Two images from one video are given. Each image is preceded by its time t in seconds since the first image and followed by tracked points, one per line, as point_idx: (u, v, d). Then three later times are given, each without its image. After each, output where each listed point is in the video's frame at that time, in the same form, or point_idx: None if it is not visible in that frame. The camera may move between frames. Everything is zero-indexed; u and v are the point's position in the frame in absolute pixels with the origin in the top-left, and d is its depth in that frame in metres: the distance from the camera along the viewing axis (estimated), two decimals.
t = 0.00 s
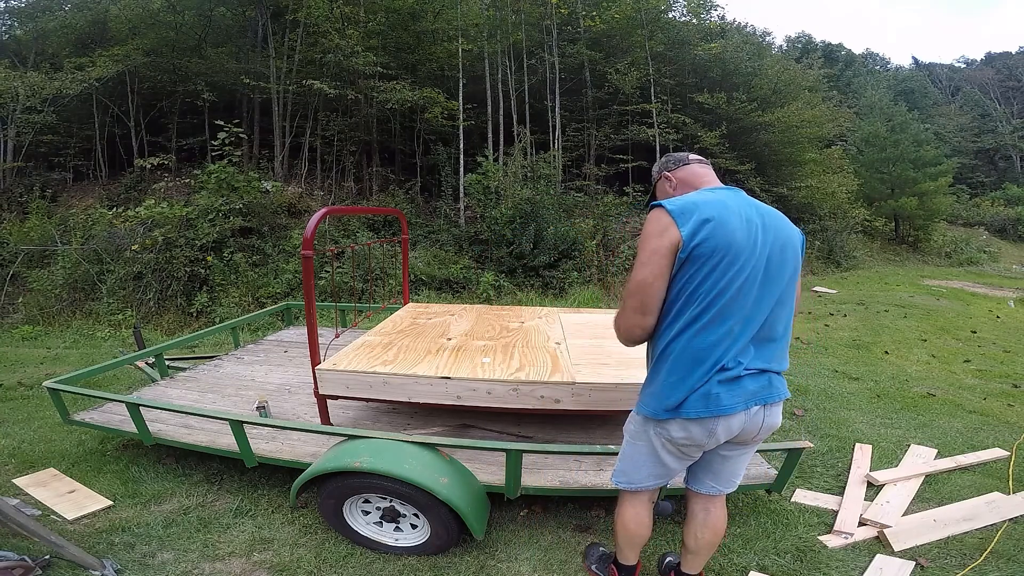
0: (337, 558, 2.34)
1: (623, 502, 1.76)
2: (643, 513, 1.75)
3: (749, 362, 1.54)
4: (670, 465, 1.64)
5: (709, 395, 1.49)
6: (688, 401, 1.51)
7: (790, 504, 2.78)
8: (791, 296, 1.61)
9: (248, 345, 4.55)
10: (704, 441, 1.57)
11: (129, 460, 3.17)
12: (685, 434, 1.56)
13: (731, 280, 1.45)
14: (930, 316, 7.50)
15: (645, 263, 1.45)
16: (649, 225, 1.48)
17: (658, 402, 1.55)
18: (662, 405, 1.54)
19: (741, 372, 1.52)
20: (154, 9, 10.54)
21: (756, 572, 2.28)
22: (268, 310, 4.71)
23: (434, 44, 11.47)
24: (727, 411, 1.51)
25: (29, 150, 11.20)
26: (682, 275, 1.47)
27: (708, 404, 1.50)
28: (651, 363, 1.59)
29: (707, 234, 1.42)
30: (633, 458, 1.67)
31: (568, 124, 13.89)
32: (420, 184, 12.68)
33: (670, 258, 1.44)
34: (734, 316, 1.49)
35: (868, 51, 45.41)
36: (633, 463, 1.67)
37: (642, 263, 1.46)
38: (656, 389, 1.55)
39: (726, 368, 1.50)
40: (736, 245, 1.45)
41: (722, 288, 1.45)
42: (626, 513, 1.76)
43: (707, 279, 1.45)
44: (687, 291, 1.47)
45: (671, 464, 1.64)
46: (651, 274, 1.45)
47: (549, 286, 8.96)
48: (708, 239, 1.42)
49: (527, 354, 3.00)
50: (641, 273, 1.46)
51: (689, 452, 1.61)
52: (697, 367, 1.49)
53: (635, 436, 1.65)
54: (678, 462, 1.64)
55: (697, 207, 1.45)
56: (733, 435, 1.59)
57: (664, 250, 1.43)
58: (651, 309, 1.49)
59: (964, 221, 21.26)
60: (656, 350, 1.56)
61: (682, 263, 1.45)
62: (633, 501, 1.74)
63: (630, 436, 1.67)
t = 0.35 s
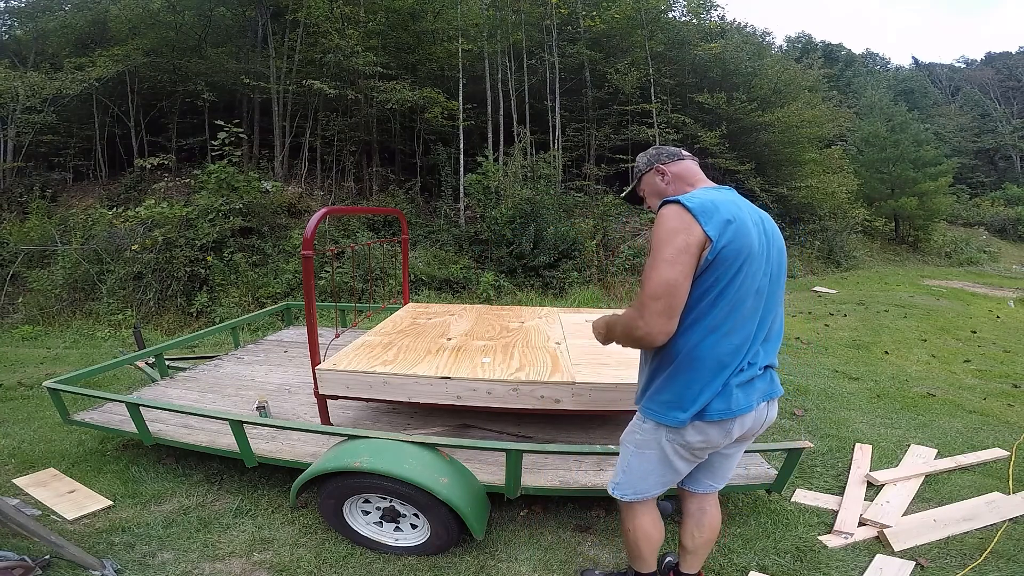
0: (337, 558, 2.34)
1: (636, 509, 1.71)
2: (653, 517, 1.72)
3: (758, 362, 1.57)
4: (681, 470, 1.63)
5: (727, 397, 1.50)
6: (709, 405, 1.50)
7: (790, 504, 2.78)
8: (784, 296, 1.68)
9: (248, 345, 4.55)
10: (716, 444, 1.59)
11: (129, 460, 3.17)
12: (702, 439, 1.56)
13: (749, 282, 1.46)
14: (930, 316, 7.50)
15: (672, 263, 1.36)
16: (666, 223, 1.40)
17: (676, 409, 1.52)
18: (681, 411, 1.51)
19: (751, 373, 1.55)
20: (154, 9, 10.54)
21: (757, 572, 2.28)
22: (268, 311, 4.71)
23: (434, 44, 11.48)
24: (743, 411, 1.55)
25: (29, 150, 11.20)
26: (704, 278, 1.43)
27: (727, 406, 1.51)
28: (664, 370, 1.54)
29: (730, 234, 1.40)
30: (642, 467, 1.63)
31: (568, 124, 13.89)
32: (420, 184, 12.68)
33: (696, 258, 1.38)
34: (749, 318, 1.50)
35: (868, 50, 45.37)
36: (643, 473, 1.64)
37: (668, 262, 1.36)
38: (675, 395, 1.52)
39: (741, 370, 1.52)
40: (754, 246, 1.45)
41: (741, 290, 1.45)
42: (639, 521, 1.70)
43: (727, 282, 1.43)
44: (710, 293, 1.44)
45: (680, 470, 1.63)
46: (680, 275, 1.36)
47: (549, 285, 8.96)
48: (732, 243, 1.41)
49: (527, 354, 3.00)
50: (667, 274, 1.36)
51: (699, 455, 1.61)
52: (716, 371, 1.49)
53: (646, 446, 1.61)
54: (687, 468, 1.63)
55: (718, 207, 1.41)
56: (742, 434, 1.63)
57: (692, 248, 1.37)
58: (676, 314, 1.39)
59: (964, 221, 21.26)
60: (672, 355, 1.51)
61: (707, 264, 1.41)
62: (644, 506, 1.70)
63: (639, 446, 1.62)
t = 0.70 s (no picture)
0: (337, 558, 2.34)
1: (642, 520, 1.67)
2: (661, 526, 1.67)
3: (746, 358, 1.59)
4: (683, 474, 1.62)
5: (724, 396, 1.51)
6: (707, 407, 1.50)
7: (790, 504, 2.78)
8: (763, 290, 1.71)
9: (248, 345, 4.55)
10: (714, 443, 1.59)
11: (129, 460, 3.17)
12: (701, 439, 1.56)
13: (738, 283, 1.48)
14: (930, 316, 7.50)
15: (668, 270, 1.33)
16: (657, 227, 1.36)
17: (676, 413, 1.50)
18: (681, 415, 1.50)
19: (742, 370, 1.57)
20: (154, 9, 10.54)
21: (756, 572, 2.28)
22: (268, 311, 4.71)
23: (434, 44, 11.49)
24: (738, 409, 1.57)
25: (29, 150, 11.20)
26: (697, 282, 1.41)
27: (724, 407, 1.52)
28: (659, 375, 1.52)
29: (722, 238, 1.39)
30: (645, 473, 1.60)
31: (568, 124, 13.88)
32: (420, 184, 12.67)
33: (691, 263, 1.36)
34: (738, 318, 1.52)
35: (868, 50, 45.35)
36: (646, 479, 1.60)
37: (663, 271, 1.33)
38: (674, 400, 1.50)
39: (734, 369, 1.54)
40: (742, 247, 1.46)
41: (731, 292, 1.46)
42: (647, 532, 1.66)
43: (720, 284, 1.43)
44: (704, 296, 1.43)
45: (682, 473, 1.62)
46: (677, 283, 1.33)
47: (549, 286, 8.96)
48: (722, 245, 1.40)
49: (527, 354, 3.00)
50: (664, 283, 1.32)
51: (698, 456, 1.61)
52: (713, 372, 1.49)
53: (646, 451, 1.58)
54: (688, 470, 1.62)
55: (708, 209, 1.39)
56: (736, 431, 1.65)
57: (686, 253, 1.34)
58: (675, 322, 1.36)
59: (963, 221, 21.26)
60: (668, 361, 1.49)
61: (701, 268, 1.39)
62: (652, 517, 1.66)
63: (639, 452, 1.59)
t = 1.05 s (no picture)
0: (337, 558, 2.34)
1: (635, 522, 1.66)
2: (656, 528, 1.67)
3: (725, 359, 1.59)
4: (668, 475, 1.61)
5: (702, 400, 1.51)
6: (685, 411, 1.50)
7: (790, 504, 2.78)
8: (745, 290, 1.70)
9: (248, 345, 4.55)
10: (695, 445, 1.59)
11: (129, 460, 3.17)
12: (682, 441, 1.56)
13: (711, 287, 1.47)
14: (930, 316, 7.49)
15: (634, 277, 1.32)
16: (623, 233, 1.36)
17: (655, 416, 1.51)
18: (660, 419, 1.50)
19: (720, 374, 1.57)
20: (154, 9, 10.54)
21: (756, 572, 2.28)
22: (268, 311, 4.71)
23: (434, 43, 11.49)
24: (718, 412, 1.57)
25: (29, 150, 11.20)
26: (666, 287, 1.40)
27: (702, 410, 1.52)
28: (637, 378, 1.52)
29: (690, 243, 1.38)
30: (630, 474, 1.60)
31: (568, 124, 13.88)
32: (420, 184, 12.67)
33: (657, 269, 1.35)
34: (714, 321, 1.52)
35: (868, 50, 45.32)
36: (632, 479, 1.61)
37: (628, 277, 1.32)
38: (652, 404, 1.51)
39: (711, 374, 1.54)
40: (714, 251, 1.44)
41: (704, 296, 1.45)
42: (642, 533, 1.65)
43: (693, 287, 1.42)
44: (676, 301, 1.43)
45: (667, 474, 1.62)
46: (642, 289, 1.32)
47: (549, 285, 8.96)
48: (691, 249, 1.38)
49: (527, 354, 3.00)
50: (629, 289, 1.32)
51: (681, 458, 1.60)
52: (689, 375, 1.49)
53: (629, 452, 1.59)
54: (675, 470, 1.62)
55: (675, 212, 1.37)
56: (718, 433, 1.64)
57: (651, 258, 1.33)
58: (644, 328, 1.36)
59: (964, 221, 21.26)
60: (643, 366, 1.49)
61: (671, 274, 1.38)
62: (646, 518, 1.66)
63: (624, 454, 1.60)
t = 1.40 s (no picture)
0: (337, 558, 2.34)
1: (631, 525, 1.66)
2: (653, 529, 1.67)
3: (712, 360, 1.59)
4: (659, 477, 1.61)
5: (690, 401, 1.52)
6: (671, 414, 1.51)
7: (790, 504, 2.78)
8: (731, 289, 1.69)
9: (248, 345, 4.55)
10: (684, 446, 1.59)
11: (129, 460, 3.17)
12: (670, 444, 1.57)
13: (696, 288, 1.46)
14: (930, 316, 7.49)
15: (620, 278, 1.32)
16: (606, 235, 1.36)
17: (643, 419, 1.51)
18: (649, 423, 1.50)
19: (707, 376, 1.57)
20: (154, 9, 10.55)
21: (756, 572, 2.28)
22: (268, 311, 4.71)
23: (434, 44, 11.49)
24: (705, 414, 1.57)
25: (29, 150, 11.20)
26: (652, 287, 1.40)
27: (689, 412, 1.53)
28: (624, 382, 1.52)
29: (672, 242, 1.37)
30: (620, 476, 1.60)
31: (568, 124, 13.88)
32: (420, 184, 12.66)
33: (641, 269, 1.34)
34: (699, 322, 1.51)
35: (868, 50, 45.31)
36: (623, 482, 1.61)
37: (613, 279, 1.32)
38: (641, 407, 1.51)
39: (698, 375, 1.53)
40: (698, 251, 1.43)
41: (689, 298, 1.45)
42: (638, 536, 1.65)
43: (677, 287, 1.41)
44: (660, 303, 1.42)
45: (659, 476, 1.62)
46: (628, 291, 1.32)
47: (549, 285, 8.96)
48: (675, 250, 1.38)
49: (527, 355, 3.00)
50: (614, 291, 1.32)
51: (670, 460, 1.60)
52: (675, 377, 1.49)
53: (618, 454, 1.59)
54: (666, 472, 1.62)
55: (656, 212, 1.36)
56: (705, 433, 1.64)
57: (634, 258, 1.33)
58: (633, 330, 1.35)
59: (964, 221, 21.25)
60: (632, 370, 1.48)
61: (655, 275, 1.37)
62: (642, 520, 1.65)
63: (614, 455, 1.60)
